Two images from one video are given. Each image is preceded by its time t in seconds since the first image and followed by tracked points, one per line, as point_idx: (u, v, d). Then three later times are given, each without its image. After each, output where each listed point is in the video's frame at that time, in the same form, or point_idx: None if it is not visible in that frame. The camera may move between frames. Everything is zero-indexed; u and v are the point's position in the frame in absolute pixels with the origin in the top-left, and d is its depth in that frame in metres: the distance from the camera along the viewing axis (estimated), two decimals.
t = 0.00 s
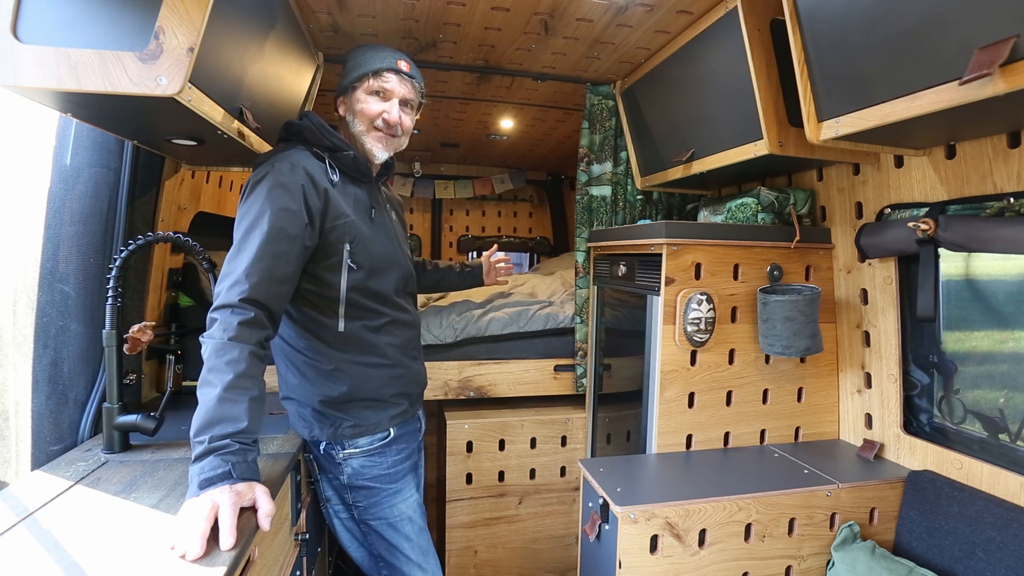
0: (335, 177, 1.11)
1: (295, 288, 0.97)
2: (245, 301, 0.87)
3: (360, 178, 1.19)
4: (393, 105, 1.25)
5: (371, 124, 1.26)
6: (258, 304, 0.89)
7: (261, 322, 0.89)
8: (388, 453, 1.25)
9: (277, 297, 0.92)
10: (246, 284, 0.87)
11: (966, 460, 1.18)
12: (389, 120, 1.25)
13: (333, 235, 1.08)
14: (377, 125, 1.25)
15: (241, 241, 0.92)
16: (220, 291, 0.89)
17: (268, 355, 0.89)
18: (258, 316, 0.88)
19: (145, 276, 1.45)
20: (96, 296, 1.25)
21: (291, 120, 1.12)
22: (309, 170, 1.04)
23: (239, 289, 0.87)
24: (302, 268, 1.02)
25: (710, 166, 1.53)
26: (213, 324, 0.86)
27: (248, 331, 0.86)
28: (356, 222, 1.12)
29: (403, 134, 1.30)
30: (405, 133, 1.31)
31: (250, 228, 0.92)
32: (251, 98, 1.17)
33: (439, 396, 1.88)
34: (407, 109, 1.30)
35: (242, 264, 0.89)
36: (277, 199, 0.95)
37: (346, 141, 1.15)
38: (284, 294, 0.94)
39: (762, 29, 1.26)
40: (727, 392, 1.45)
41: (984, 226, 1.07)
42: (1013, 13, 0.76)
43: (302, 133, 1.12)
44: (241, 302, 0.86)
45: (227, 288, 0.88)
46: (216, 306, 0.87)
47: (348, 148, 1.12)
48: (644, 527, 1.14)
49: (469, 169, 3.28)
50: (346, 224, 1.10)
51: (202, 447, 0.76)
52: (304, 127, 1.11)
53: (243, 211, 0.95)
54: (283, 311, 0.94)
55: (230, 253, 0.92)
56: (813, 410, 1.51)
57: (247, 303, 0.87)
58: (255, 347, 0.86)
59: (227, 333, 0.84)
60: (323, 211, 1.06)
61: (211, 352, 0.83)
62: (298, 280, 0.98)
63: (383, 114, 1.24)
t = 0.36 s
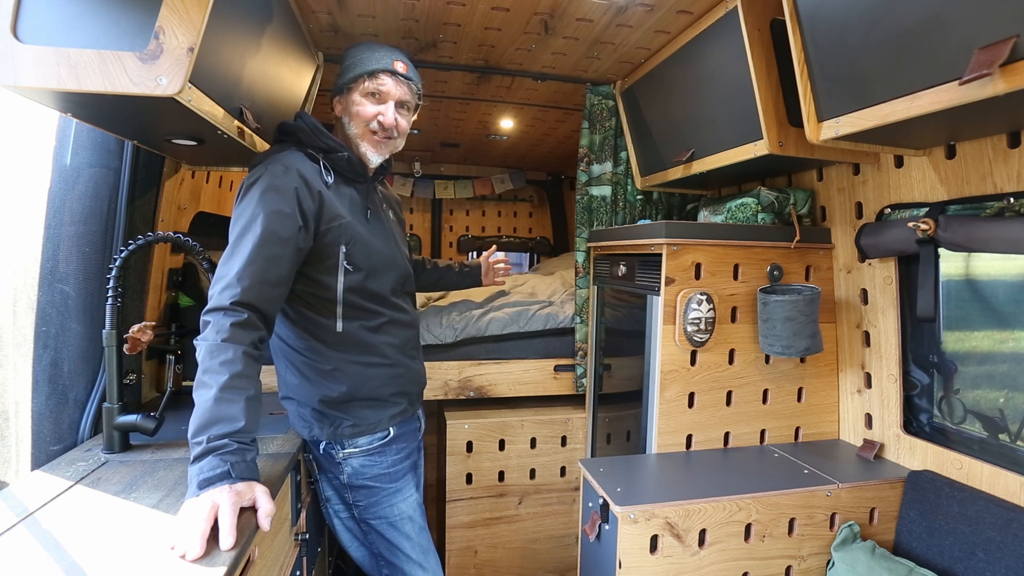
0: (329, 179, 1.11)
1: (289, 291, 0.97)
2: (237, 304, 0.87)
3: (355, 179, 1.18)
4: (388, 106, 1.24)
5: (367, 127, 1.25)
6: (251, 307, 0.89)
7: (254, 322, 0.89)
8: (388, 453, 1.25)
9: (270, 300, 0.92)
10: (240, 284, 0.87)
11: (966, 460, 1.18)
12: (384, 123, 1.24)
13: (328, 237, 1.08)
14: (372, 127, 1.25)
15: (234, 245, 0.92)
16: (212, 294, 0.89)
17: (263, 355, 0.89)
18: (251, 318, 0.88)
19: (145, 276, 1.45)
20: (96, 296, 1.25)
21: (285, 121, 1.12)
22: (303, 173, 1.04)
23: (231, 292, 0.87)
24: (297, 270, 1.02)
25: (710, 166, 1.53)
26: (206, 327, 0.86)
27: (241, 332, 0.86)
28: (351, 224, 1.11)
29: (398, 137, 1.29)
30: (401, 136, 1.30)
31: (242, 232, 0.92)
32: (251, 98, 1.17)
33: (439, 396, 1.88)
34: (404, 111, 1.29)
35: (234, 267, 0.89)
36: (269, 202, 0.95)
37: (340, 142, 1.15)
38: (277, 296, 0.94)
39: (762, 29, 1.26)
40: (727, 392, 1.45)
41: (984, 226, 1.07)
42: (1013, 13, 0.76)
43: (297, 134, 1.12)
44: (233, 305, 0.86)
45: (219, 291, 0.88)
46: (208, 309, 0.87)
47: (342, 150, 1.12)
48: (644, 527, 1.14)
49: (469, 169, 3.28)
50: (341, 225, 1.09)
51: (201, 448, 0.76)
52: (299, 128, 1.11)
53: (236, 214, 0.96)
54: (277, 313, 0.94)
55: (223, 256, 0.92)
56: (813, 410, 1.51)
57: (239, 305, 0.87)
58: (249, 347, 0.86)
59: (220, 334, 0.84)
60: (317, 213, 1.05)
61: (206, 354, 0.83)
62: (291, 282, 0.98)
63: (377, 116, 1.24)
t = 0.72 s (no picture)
0: (329, 179, 1.11)
1: (288, 291, 0.97)
2: (236, 304, 0.87)
3: (355, 179, 1.19)
4: (390, 107, 1.24)
5: (368, 127, 1.25)
6: (250, 307, 0.89)
7: (253, 322, 0.88)
8: (388, 453, 1.25)
9: (269, 300, 0.92)
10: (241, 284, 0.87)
11: (966, 460, 1.18)
12: (386, 124, 1.24)
13: (327, 237, 1.08)
14: (373, 127, 1.25)
15: (233, 245, 0.92)
16: (211, 294, 0.89)
17: (263, 355, 0.88)
18: (250, 318, 0.88)
19: (145, 276, 1.45)
20: (96, 296, 1.25)
21: (285, 121, 1.12)
22: (302, 173, 1.04)
23: (230, 292, 0.87)
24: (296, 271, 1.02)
25: (710, 166, 1.53)
26: (205, 327, 0.86)
27: (240, 332, 0.86)
28: (351, 224, 1.11)
29: (399, 137, 1.30)
30: (402, 137, 1.30)
31: (242, 232, 0.92)
32: (251, 97, 1.17)
33: (439, 396, 1.88)
34: (405, 112, 1.30)
35: (234, 267, 0.89)
36: (269, 202, 0.95)
37: (340, 142, 1.15)
38: (276, 297, 0.94)
39: (762, 29, 1.26)
40: (727, 392, 1.45)
41: (984, 226, 1.07)
42: (1013, 13, 0.76)
43: (297, 134, 1.12)
44: (233, 305, 0.86)
45: (218, 291, 0.88)
46: (207, 309, 0.87)
47: (342, 150, 1.12)
48: (644, 527, 1.14)
49: (469, 169, 3.28)
50: (340, 225, 1.09)
51: (201, 448, 0.76)
52: (298, 128, 1.11)
53: (236, 214, 0.96)
54: (276, 314, 0.94)
55: (223, 256, 0.92)
56: (813, 410, 1.51)
57: (238, 306, 0.87)
58: (248, 348, 0.86)
59: (219, 335, 0.84)
60: (317, 214, 1.05)
61: (206, 354, 0.83)
62: (291, 282, 0.98)
63: (379, 117, 1.24)
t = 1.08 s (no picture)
0: (330, 179, 1.11)
1: (288, 291, 0.97)
2: (237, 305, 0.87)
3: (356, 180, 1.19)
4: (393, 112, 1.24)
5: (371, 131, 1.25)
6: (250, 308, 0.89)
7: (253, 322, 0.88)
8: (388, 452, 1.25)
9: (270, 300, 0.92)
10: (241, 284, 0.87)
11: (966, 460, 1.18)
12: (389, 129, 1.25)
13: (328, 238, 1.08)
14: (376, 132, 1.25)
15: (234, 245, 0.92)
16: (211, 295, 0.89)
17: (263, 355, 0.88)
18: (251, 318, 0.88)
19: (145, 276, 1.45)
20: (96, 295, 1.25)
21: (286, 121, 1.12)
22: (303, 173, 1.04)
23: (231, 292, 0.87)
24: (297, 271, 1.02)
25: (710, 166, 1.53)
26: (206, 328, 0.86)
27: (241, 332, 0.86)
28: (351, 225, 1.11)
29: (401, 141, 1.30)
30: (404, 141, 1.31)
31: (243, 232, 0.92)
32: (251, 97, 1.17)
33: (439, 396, 1.88)
34: (409, 116, 1.30)
35: (235, 267, 0.89)
36: (270, 203, 0.95)
37: (341, 142, 1.15)
38: (276, 297, 0.94)
39: (762, 29, 1.26)
40: (727, 392, 1.45)
41: (984, 226, 1.07)
42: (1013, 13, 0.76)
43: (298, 134, 1.12)
44: (233, 306, 0.86)
45: (219, 292, 0.88)
46: (207, 309, 0.87)
47: (343, 150, 1.12)
48: (644, 527, 1.14)
49: (469, 169, 3.28)
50: (341, 226, 1.09)
51: (201, 448, 0.76)
52: (299, 128, 1.11)
53: (237, 214, 0.96)
54: (276, 314, 0.94)
55: (223, 257, 0.92)
56: (813, 410, 1.51)
57: (239, 306, 0.87)
58: (249, 348, 0.86)
59: (220, 335, 0.84)
60: (318, 214, 1.05)
61: (206, 353, 0.83)
62: (291, 283, 0.98)
63: (382, 122, 1.24)
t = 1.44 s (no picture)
0: (329, 179, 1.11)
1: (288, 291, 0.97)
2: (236, 305, 0.87)
3: (355, 180, 1.19)
4: (410, 122, 1.24)
5: (387, 139, 1.25)
6: (249, 308, 0.89)
7: (252, 322, 0.88)
8: (388, 452, 1.25)
9: (269, 300, 0.92)
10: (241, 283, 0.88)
11: (966, 460, 1.18)
12: (405, 139, 1.26)
13: (327, 238, 1.08)
14: (392, 140, 1.25)
15: (233, 245, 0.92)
16: (211, 295, 0.89)
17: (262, 355, 0.88)
18: (250, 318, 0.88)
19: (145, 276, 1.45)
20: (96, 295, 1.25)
21: (286, 121, 1.12)
22: (302, 173, 1.04)
23: (229, 292, 0.87)
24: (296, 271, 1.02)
25: (710, 166, 1.53)
26: (205, 328, 0.86)
27: (240, 332, 0.86)
28: (351, 225, 1.11)
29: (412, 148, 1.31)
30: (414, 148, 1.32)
31: (242, 232, 0.92)
32: (251, 97, 1.17)
33: (439, 396, 1.89)
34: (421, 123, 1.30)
35: (234, 267, 0.89)
36: (269, 203, 0.95)
37: (340, 142, 1.15)
38: (276, 297, 0.94)
39: (762, 29, 1.26)
40: (727, 392, 1.45)
41: (984, 226, 1.07)
42: (1013, 13, 0.76)
43: (298, 134, 1.12)
44: (232, 306, 0.86)
45: (217, 292, 0.88)
46: (206, 309, 0.87)
47: (342, 150, 1.12)
48: (644, 527, 1.14)
49: (469, 169, 3.28)
50: (340, 226, 1.09)
51: (201, 448, 0.76)
52: (299, 128, 1.11)
53: (237, 213, 0.96)
54: (275, 314, 0.94)
55: (223, 256, 0.92)
56: (813, 410, 1.51)
57: (238, 306, 0.87)
58: (248, 348, 0.86)
59: (219, 335, 0.84)
60: (317, 214, 1.05)
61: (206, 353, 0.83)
62: (290, 283, 0.97)
63: (400, 132, 1.24)
